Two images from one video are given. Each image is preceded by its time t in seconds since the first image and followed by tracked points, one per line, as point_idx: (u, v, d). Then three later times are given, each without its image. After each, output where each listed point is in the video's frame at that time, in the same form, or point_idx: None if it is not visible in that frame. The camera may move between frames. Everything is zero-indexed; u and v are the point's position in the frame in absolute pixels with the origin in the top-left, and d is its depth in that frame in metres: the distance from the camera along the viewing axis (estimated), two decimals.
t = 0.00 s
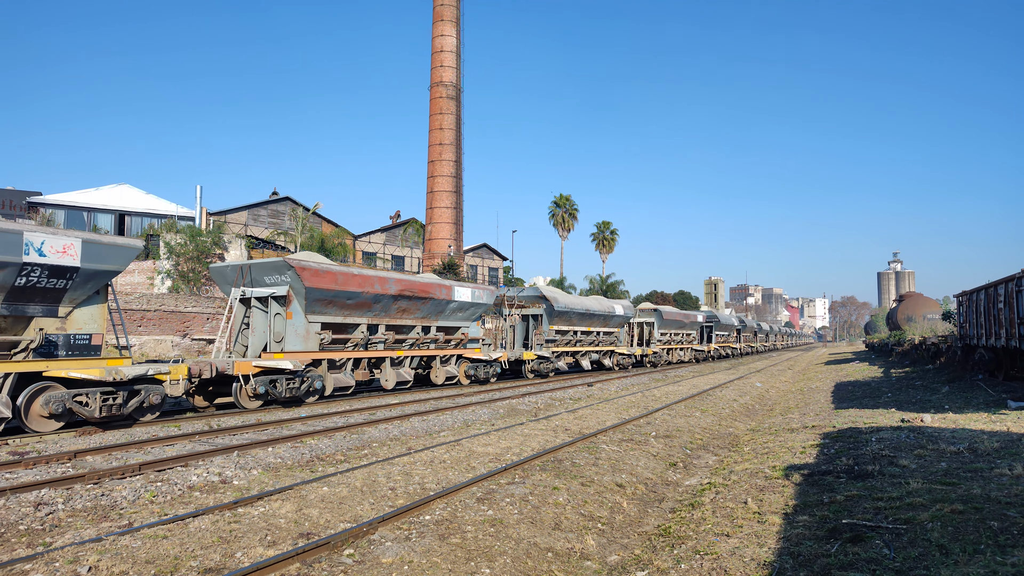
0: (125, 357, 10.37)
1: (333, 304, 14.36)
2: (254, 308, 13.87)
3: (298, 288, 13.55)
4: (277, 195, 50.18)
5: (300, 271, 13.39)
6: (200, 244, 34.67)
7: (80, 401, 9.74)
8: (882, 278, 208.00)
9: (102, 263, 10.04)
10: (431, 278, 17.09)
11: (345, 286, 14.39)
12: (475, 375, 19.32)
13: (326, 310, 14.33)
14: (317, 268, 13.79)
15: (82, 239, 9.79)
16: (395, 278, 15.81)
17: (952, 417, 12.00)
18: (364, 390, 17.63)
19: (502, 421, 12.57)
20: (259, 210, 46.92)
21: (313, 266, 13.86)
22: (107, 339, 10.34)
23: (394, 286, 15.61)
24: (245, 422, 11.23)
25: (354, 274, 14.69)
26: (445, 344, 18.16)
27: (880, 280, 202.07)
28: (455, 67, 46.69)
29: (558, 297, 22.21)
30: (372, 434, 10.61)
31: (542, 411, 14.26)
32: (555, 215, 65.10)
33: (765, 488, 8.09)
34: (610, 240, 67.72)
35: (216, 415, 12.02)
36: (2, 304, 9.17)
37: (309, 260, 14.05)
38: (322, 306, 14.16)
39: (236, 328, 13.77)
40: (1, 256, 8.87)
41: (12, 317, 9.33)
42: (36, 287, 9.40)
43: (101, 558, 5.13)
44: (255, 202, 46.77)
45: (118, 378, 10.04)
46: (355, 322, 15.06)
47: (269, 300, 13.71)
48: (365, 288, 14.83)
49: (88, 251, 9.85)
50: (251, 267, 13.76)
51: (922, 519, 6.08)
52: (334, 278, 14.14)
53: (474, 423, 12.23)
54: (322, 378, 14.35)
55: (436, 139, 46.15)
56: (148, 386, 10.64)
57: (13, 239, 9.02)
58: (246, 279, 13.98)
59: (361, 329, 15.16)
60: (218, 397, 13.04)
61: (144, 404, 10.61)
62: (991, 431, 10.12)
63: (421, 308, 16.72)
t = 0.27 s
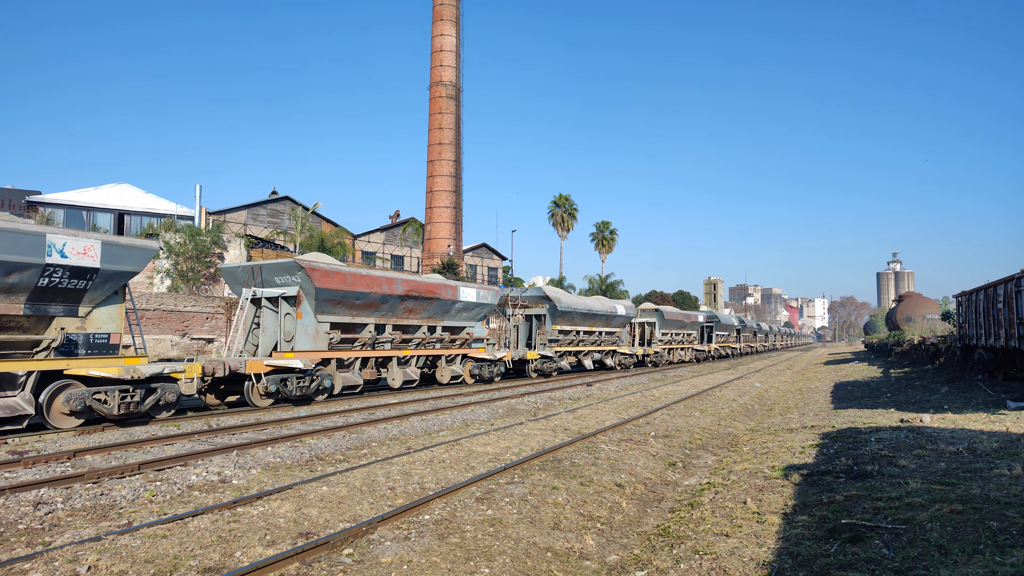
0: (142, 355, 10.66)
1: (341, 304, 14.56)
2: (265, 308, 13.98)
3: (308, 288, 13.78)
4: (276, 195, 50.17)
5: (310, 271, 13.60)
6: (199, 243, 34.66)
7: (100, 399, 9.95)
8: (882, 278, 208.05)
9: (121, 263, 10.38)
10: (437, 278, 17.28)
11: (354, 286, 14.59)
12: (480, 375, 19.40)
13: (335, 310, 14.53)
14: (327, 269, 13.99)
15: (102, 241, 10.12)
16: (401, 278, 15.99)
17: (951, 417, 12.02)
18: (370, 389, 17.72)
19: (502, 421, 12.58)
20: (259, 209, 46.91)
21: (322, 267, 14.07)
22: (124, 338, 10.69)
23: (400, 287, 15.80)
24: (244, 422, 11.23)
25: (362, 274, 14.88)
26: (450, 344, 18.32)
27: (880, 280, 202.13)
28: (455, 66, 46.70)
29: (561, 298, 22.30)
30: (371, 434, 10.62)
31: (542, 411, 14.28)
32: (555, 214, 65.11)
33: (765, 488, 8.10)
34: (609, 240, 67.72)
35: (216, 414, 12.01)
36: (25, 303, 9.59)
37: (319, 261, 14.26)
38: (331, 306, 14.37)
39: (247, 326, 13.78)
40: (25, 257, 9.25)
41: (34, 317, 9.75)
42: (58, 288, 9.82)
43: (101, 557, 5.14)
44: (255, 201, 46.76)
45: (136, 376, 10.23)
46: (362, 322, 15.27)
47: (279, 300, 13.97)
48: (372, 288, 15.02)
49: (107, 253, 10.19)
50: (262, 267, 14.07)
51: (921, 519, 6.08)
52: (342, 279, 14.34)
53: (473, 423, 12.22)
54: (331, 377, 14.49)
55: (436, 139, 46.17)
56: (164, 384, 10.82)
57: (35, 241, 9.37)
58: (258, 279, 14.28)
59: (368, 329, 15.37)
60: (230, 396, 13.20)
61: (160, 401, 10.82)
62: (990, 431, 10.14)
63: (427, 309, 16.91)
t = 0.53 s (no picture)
0: (159, 354, 10.67)
1: (350, 304, 14.67)
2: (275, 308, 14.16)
3: (318, 288, 13.89)
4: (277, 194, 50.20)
5: (320, 272, 13.72)
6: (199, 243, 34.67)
7: (119, 397, 10.08)
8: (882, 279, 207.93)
9: (139, 265, 10.50)
10: (443, 278, 17.38)
11: (362, 286, 14.71)
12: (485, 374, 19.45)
13: (344, 310, 14.63)
14: (336, 269, 14.11)
15: (121, 243, 10.28)
16: (408, 279, 16.10)
17: (951, 417, 12.02)
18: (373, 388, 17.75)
19: (501, 420, 12.59)
20: (259, 209, 46.93)
21: (331, 267, 14.18)
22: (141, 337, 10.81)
23: (407, 287, 15.91)
24: (244, 421, 11.23)
25: (369, 274, 15.00)
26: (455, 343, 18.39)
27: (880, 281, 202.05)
28: (455, 66, 46.70)
29: (565, 298, 22.38)
30: (371, 433, 10.63)
31: (542, 410, 14.31)
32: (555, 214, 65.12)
33: (764, 488, 8.10)
34: (609, 240, 67.71)
35: (216, 413, 12.00)
36: (47, 303, 9.76)
37: (327, 261, 14.38)
38: (340, 306, 14.47)
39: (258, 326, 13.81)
40: (48, 259, 9.42)
41: (56, 317, 9.91)
42: (79, 288, 9.95)
43: (100, 556, 5.15)
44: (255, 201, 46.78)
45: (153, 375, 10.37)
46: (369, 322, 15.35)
47: (290, 300, 14.00)
48: (380, 288, 15.13)
49: (126, 254, 10.32)
50: (273, 268, 14.10)
51: (920, 520, 6.08)
52: (351, 279, 14.45)
53: (472, 422, 12.22)
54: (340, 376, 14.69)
55: (436, 138, 46.18)
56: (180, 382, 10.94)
57: (57, 243, 9.54)
58: (268, 279, 14.31)
59: (376, 328, 15.45)
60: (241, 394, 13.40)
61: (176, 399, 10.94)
62: (989, 431, 10.15)
63: (433, 309, 17.01)
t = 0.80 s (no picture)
0: (174, 353, 10.90)
1: (359, 304, 14.69)
2: (284, 308, 14.54)
3: (328, 289, 13.94)
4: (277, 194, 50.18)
5: (330, 272, 13.75)
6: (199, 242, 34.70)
7: (137, 394, 10.29)
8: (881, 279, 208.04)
9: (158, 266, 10.55)
10: (449, 279, 17.40)
11: (371, 287, 14.72)
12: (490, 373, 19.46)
13: (353, 310, 14.65)
14: (345, 270, 14.13)
15: (140, 244, 10.32)
16: (415, 279, 16.12)
17: (950, 417, 12.04)
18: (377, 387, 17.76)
19: (501, 420, 12.59)
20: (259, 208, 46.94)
21: (341, 268, 14.21)
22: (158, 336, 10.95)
23: (415, 287, 15.93)
24: (243, 421, 11.19)
25: (378, 275, 15.02)
26: (461, 343, 18.44)
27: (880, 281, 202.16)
28: (454, 65, 46.68)
29: (568, 298, 22.40)
30: (370, 433, 10.62)
31: (541, 410, 14.31)
32: (554, 214, 65.15)
33: (763, 488, 8.11)
34: (608, 239, 67.74)
35: (215, 413, 11.93)
36: (69, 304, 9.85)
37: (336, 262, 14.39)
38: (349, 306, 14.50)
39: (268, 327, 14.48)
40: (70, 260, 9.52)
41: (75, 317, 10.00)
42: (98, 289, 10.03)
43: (100, 555, 5.15)
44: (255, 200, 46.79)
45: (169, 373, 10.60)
46: (378, 321, 15.41)
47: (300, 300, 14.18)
48: (388, 288, 15.16)
49: (145, 255, 10.37)
50: (283, 269, 14.31)
51: (920, 520, 6.09)
52: (360, 280, 14.47)
53: (472, 422, 12.21)
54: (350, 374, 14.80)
55: (435, 138, 46.17)
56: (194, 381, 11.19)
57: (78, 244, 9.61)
58: (278, 280, 14.51)
59: (384, 328, 15.52)
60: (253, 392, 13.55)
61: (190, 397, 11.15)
62: (988, 431, 10.16)
63: (439, 309, 17.03)
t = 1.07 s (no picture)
0: (188, 351, 11.13)
1: (366, 304, 14.78)
2: (294, 308, 14.65)
3: (336, 289, 14.03)
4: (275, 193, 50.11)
5: (339, 273, 13.84)
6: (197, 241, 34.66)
7: (152, 393, 10.58)
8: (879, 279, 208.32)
9: (172, 267, 10.90)
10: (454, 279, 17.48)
11: (378, 287, 14.82)
12: (494, 372, 19.47)
13: (360, 310, 14.75)
14: (354, 270, 14.22)
15: (155, 246, 10.65)
16: (421, 279, 16.21)
17: (948, 417, 12.06)
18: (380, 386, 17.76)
19: (500, 420, 12.58)
20: (258, 207, 46.89)
21: (349, 269, 14.30)
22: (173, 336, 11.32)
23: (421, 287, 16.03)
24: (242, 421, 11.16)
25: (385, 275, 15.11)
26: (465, 343, 18.50)
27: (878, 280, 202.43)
28: (453, 65, 46.63)
29: (571, 298, 22.43)
30: (368, 432, 10.60)
31: (540, 410, 14.31)
32: (553, 214, 65.12)
33: (762, 487, 8.11)
34: (607, 239, 67.72)
35: (213, 413, 11.86)
36: (87, 304, 10.21)
37: (344, 262, 14.47)
38: (357, 306, 14.59)
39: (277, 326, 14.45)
40: (90, 262, 9.88)
41: (93, 317, 10.36)
42: (115, 289, 10.37)
43: (98, 555, 5.13)
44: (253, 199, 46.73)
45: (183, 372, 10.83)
46: (385, 321, 15.49)
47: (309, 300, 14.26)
48: (395, 289, 15.25)
49: (160, 257, 10.71)
50: (292, 269, 14.40)
51: (918, 519, 6.10)
52: (368, 280, 14.56)
53: (471, 422, 12.20)
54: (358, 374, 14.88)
55: (434, 137, 46.12)
56: (207, 380, 11.49)
57: (97, 246, 9.95)
58: (287, 280, 14.60)
59: (391, 328, 15.60)
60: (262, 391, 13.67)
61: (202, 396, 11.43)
62: (987, 431, 10.18)
63: (444, 309, 17.12)
